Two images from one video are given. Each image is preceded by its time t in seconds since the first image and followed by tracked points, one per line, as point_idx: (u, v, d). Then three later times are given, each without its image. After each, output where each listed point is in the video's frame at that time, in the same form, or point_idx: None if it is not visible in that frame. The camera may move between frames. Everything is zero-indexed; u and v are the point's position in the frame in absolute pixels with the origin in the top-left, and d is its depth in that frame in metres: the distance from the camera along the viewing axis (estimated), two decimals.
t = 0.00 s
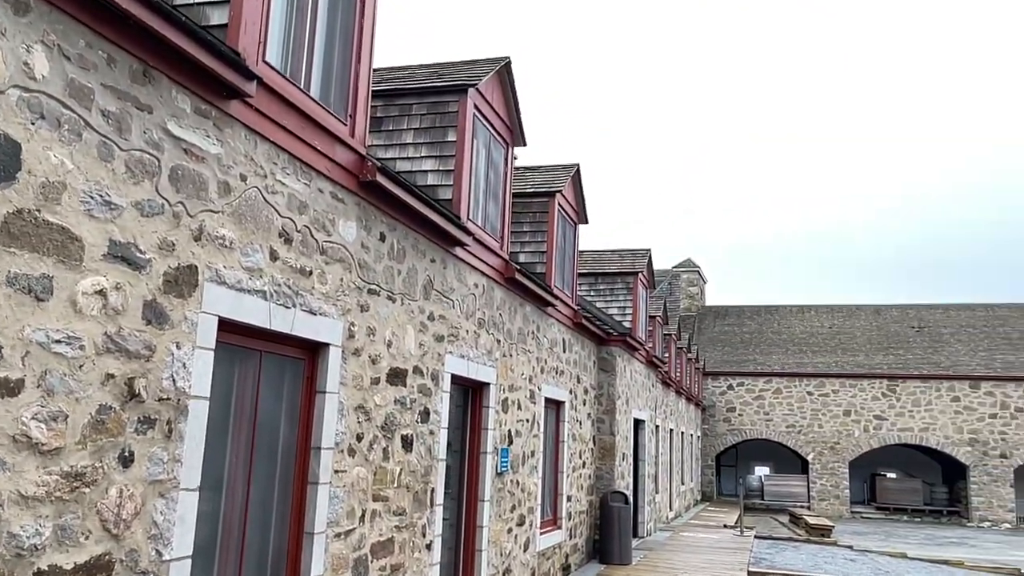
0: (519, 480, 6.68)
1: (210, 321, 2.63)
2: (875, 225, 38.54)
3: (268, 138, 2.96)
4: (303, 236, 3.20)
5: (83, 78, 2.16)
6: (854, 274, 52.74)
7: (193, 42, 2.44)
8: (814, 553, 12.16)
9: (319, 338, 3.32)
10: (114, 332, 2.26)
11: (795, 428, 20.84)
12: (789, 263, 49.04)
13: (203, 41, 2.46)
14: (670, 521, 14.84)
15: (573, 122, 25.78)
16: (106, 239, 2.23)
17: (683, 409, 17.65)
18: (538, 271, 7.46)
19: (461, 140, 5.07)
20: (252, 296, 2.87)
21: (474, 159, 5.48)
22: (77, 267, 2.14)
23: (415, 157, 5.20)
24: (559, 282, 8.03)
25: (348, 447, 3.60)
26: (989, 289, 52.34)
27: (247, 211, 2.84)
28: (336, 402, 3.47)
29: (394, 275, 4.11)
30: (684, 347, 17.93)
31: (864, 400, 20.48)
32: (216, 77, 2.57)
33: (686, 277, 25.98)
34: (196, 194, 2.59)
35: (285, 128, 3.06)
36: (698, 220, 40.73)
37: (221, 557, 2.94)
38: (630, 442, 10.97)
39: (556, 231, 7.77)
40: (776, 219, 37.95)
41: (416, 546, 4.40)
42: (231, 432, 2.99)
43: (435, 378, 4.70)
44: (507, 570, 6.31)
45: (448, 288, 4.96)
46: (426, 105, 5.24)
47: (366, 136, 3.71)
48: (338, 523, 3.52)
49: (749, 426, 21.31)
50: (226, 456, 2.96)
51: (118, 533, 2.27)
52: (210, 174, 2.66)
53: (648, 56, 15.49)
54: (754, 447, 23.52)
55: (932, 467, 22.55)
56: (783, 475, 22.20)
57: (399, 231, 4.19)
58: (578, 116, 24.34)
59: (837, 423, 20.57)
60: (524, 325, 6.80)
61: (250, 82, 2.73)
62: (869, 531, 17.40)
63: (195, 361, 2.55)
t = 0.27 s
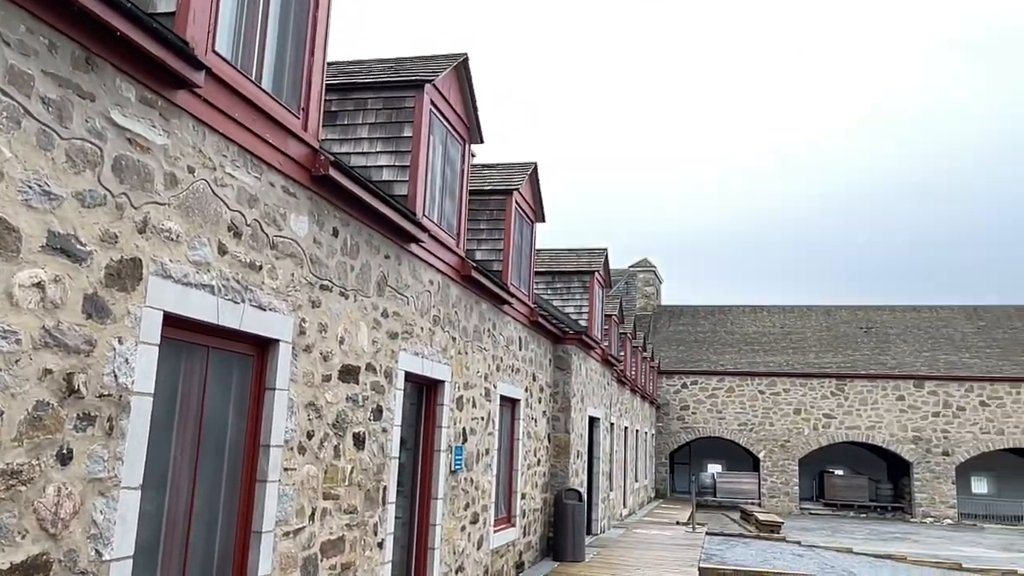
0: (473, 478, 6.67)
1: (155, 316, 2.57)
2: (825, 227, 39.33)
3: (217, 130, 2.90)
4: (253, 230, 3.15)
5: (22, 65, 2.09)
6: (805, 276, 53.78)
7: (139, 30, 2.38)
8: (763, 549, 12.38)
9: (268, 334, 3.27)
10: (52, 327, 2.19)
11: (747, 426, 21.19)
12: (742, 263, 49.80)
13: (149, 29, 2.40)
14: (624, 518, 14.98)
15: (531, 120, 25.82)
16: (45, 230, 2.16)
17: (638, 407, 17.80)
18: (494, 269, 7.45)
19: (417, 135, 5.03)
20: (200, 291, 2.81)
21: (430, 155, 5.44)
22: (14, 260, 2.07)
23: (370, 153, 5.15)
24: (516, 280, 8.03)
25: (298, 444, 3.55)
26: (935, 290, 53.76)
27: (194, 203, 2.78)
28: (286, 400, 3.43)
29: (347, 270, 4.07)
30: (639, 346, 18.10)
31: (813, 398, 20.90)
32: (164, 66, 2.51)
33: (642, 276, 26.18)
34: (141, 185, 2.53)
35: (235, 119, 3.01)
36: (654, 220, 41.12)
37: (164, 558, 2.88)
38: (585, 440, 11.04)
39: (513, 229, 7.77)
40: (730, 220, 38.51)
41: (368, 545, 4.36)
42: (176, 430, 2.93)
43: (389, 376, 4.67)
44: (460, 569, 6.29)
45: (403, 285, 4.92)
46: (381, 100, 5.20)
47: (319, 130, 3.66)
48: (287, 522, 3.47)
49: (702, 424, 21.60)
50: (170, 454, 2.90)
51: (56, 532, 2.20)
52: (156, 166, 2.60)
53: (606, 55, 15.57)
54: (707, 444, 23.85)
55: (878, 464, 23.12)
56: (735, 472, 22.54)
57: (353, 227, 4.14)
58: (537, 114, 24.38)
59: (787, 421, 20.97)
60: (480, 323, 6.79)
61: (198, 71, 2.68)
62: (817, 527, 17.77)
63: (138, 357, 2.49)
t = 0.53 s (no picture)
0: (422, 474, 6.63)
1: (90, 307, 2.50)
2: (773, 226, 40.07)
3: (158, 117, 2.82)
4: (195, 220, 3.08)
5: None
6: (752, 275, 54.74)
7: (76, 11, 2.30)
8: (708, 543, 12.58)
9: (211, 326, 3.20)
10: None
11: (694, 422, 21.51)
12: (692, 262, 50.47)
13: (89, 13, 2.32)
14: (573, 513, 15.08)
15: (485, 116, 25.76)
16: None
17: (587, 403, 17.92)
18: (446, 264, 7.41)
19: (367, 128, 4.98)
20: (140, 282, 2.74)
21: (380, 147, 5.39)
22: None
23: (320, 144, 5.08)
24: (467, 275, 8.00)
25: (241, 439, 3.48)
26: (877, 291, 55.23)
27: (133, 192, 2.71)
28: (228, 394, 3.36)
29: (294, 263, 4.00)
30: (589, 342, 18.24)
31: (759, 395, 21.31)
32: (103, 49, 2.44)
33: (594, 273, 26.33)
34: (77, 172, 2.45)
35: (177, 107, 2.93)
36: (606, 218, 41.41)
37: (98, 556, 2.81)
38: (535, 436, 11.06)
39: (465, 225, 7.74)
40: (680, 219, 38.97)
41: (313, 541, 4.31)
42: (112, 425, 2.85)
43: (336, 370, 4.61)
44: (407, 565, 6.27)
45: (351, 278, 4.86)
46: (331, 92, 5.13)
47: (265, 119, 3.59)
48: (229, 518, 3.40)
49: (650, 420, 21.85)
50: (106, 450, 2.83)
51: None
52: (93, 152, 2.52)
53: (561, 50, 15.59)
54: (655, 440, 24.14)
55: (819, 459, 23.69)
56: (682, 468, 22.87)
57: (300, 219, 4.08)
58: (491, 110, 24.33)
59: (733, 417, 21.35)
60: (430, 319, 6.76)
61: (140, 56, 2.60)
62: (760, 520, 18.14)
63: (73, 348, 2.42)
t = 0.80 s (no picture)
0: (364, 466, 6.57)
1: (15, 293, 2.40)
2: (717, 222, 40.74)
3: (90, 97, 2.72)
4: (129, 205, 2.98)
5: None
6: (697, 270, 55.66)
7: None
8: (650, 534, 12.76)
9: (145, 314, 3.11)
10: None
11: (638, 415, 21.80)
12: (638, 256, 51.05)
13: None
14: (517, 505, 15.14)
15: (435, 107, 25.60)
16: None
17: (533, 395, 17.99)
18: (391, 255, 7.35)
19: (310, 115, 4.89)
20: (68, 268, 2.64)
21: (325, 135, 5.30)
22: None
23: (262, 130, 4.98)
24: (412, 266, 7.93)
25: (175, 431, 3.40)
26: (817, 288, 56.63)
27: (63, 175, 2.61)
28: (163, 384, 3.27)
29: (233, 251, 3.92)
30: (536, 336, 18.31)
31: (701, 388, 21.69)
32: (31, 25, 2.34)
33: (541, 267, 26.39)
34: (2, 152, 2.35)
35: (111, 89, 2.83)
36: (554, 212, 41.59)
37: (23, 552, 2.71)
38: (480, 428, 11.06)
39: (411, 216, 7.67)
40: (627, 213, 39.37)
41: (251, 535, 4.23)
42: (38, 417, 2.75)
43: (276, 362, 4.53)
44: (349, 558, 6.21)
45: (292, 268, 4.78)
46: (274, 77, 5.03)
47: (204, 103, 3.50)
48: (163, 512, 3.32)
49: (595, 412, 22.05)
50: (32, 443, 2.73)
51: None
52: (20, 133, 2.42)
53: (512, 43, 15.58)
54: (599, 433, 24.38)
55: (758, 451, 24.23)
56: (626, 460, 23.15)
57: (240, 206, 3.99)
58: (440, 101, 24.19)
59: (676, 410, 21.69)
60: (375, 310, 6.69)
61: (70, 33, 2.51)
62: (700, 511, 18.48)
63: None
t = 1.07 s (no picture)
0: (304, 455, 6.48)
1: None
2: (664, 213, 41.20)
3: (14, 70, 2.61)
4: (57, 184, 2.88)
5: None
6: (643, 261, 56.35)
7: None
8: (593, 521, 12.91)
9: (74, 297, 3.00)
10: None
11: (582, 403, 22.00)
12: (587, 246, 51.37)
13: None
14: (462, 493, 15.14)
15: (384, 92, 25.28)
16: None
17: (479, 383, 17.99)
18: (334, 240, 7.24)
19: (251, 95, 4.78)
20: None
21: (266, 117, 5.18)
22: None
23: (199, 110, 4.85)
24: (357, 253, 7.83)
25: (106, 418, 3.29)
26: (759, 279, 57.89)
27: None
28: (92, 369, 3.17)
29: (168, 233, 3.81)
30: (483, 324, 18.29)
31: (645, 376, 21.98)
32: None
33: (489, 256, 26.33)
34: None
35: (40, 63, 2.73)
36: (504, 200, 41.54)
37: None
38: (424, 416, 11.01)
39: (355, 201, 7.57)
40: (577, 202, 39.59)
41: (185, 525, 4.13)
42: None
43: (213, 348, 4.43)
44: (288, 547, 6.13)
45: (231, 252, 4.67)
46: (213, 56, 4.89)
47: (137, 80, 3.39)
48: (92, 501, 3.22)
49: (541, 401, 22.17)
50: None
51: None
52: None
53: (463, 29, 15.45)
54: (545, 421, 24.55)
55: (699, 439, 24.68)
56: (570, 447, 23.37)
57: (176, 188, 3.88)
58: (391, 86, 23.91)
59: (619, 398, 21.95)
60: (317, 296, 6.59)
61: None
62: (642, 498, 18.76)
63: None
